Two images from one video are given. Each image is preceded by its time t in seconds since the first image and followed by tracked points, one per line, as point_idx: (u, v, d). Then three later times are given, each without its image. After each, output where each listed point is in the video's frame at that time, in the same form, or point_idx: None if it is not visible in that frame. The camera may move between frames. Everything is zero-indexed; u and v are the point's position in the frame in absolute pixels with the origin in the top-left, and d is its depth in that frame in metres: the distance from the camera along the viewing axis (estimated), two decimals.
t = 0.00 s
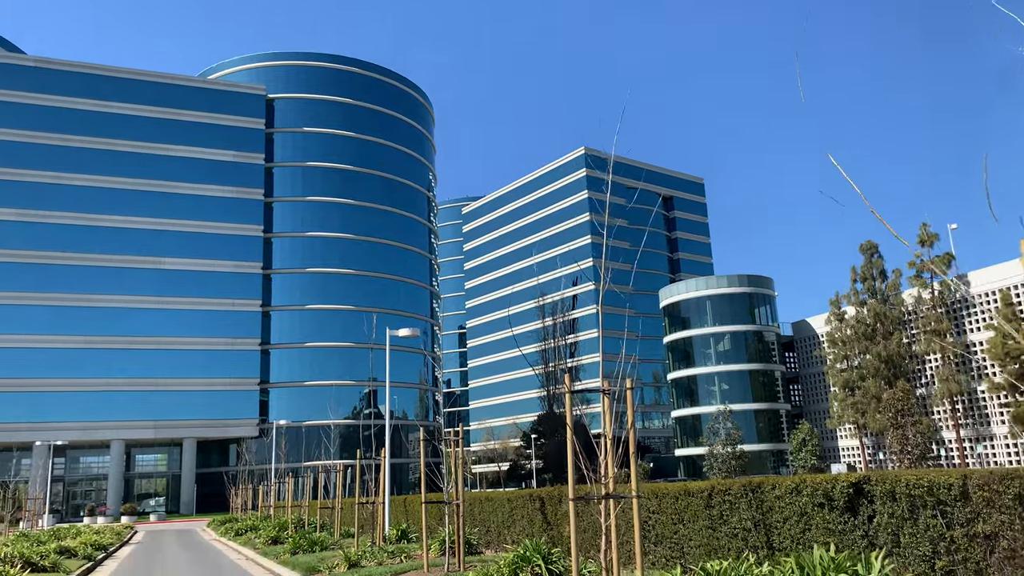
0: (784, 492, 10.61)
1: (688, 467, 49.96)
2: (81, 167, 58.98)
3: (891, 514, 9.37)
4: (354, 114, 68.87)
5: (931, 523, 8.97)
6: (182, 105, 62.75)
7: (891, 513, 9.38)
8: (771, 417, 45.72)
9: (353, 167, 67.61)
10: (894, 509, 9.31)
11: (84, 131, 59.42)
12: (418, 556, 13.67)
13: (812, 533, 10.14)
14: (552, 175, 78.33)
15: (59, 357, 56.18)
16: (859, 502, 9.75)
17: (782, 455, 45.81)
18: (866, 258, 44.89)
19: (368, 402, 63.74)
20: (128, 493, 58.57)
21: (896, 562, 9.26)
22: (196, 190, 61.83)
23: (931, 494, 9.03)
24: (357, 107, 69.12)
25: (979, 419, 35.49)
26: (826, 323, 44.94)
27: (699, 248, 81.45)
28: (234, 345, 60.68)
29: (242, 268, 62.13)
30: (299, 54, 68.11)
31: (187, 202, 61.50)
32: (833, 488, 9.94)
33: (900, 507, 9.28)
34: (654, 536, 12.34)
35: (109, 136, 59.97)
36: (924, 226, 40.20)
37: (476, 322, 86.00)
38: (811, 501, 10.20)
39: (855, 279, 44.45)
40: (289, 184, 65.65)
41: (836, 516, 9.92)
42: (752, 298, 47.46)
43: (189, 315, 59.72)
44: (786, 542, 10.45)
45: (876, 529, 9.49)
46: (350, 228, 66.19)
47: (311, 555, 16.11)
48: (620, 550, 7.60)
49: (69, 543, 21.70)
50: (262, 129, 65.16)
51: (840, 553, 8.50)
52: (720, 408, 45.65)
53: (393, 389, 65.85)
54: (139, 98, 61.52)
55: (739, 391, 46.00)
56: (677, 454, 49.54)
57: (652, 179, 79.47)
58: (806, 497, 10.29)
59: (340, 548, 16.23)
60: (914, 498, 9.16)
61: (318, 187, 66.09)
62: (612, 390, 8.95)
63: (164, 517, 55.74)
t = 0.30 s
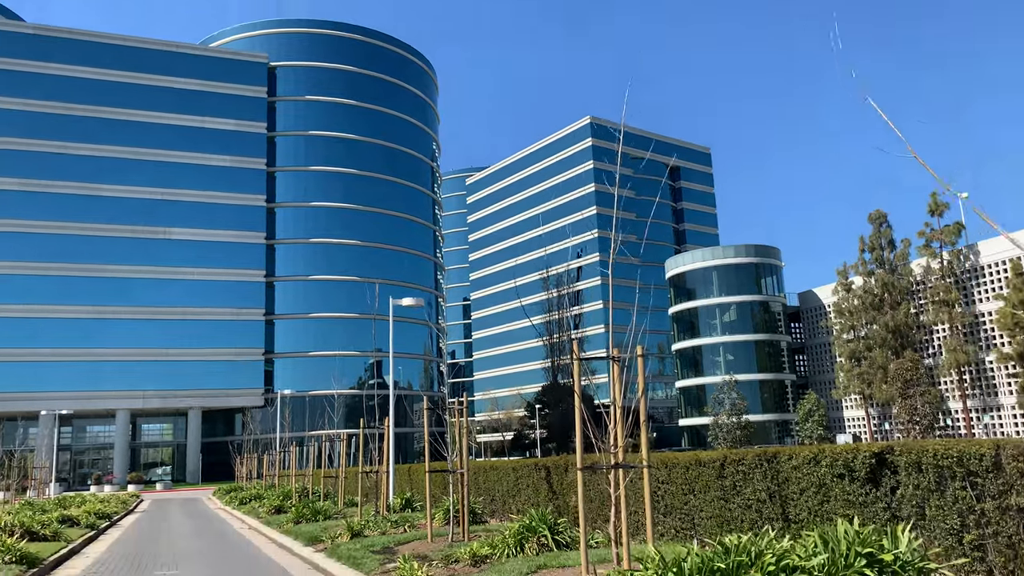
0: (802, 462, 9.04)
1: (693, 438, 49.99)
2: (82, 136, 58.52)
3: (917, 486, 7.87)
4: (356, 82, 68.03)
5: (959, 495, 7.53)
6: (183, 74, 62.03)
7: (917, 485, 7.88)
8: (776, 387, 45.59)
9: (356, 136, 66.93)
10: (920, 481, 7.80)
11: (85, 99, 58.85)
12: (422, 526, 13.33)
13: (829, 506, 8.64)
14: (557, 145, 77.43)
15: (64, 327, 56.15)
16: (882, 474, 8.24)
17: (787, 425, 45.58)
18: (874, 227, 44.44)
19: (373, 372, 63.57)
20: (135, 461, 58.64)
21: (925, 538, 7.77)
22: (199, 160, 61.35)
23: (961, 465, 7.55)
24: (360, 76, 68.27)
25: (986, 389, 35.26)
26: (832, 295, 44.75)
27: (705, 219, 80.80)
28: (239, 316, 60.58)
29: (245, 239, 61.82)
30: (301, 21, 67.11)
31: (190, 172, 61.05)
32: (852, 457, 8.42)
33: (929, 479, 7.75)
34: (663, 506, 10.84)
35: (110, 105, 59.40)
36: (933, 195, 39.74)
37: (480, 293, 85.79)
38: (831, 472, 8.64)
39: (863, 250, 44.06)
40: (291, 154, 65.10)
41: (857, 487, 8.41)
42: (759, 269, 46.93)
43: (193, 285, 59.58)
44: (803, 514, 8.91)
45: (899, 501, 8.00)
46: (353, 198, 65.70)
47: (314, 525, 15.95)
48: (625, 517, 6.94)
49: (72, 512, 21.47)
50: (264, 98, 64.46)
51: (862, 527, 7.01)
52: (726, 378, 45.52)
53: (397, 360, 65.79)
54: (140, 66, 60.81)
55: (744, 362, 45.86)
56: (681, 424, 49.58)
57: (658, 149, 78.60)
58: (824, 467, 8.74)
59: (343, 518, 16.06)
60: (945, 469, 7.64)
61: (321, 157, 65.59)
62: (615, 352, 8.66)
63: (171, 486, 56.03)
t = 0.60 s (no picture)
0: (824, 438, 8.59)
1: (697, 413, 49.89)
2: (82, 110, 57.99)
3: (948, 465, 7.33)
4: (358, 55, 67.18)
5: (995, 474, 6.91)
6: (182, 46, 61.28)
7: (949, 463, 7.33)
8: (781, 362, 45.36)
9: (358, 110, 66.22)
10: (953, 460, 7.25)
11: (84, 72, 58.23)
12: (426, 502, 13.04)
13: (854, 485, 8.19)
14: (562, 118, 76.57)
15: (67, 302, 56.00)
16: (910, 451, 7.72)
17: (792, 401, 45.54)
18: (882, 201, 43.95)
19: (376, 348, 63.41)
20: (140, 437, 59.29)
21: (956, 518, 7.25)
22: (199, 134, 60.80)
23: (997, 442, 6.90)
24: (362, 49, 67.44)
25: (994, 364, 34.95)
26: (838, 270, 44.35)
27: (709, 194, 80.09)
28: (241, 291, 60.36)
29: (247, 214, 61.42)
30: None
31: (191, 146, 60.53)
32: (877, 433, 7.92)
33: (962, 457, 7.20)
34: (676, 484, 10.51)
35: (110, 78, 58.77)
36: (942, 168, 39.21)
37: (484, 268, 85.46)
38: (855, 449, 8.17)
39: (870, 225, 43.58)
40: (293, 128, 64.48)
41: (883, 466, 7.93)
42: (766, 244, 46.44)
43: (195, 260, 59.30)
44: (824, 494, 8.49)
45: (929, 480, 7.48)
46: (355, 173, 65.17)
47: (317, 501, 15.75)
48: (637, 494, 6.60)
49: (73, 487, 21.25)
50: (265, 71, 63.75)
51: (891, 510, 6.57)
52: (731, 354, 45.33)
53: (401, 336, 65.62)
54: (139, 39, 60.08)
55: (748, 337, 45.68)
56: (686, 399, 49.50)
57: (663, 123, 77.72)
58: (849, 444, 8.26)
59: (346, 493, 15.86)
60: (976, 447, 7.08)
61: (323, 132, 64.98)
62: (629, 322, 8.01)
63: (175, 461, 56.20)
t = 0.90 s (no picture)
0: (852, 428, 8.19)
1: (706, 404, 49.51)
2: (85, 100, 57.72)
3: (991, 456, 6.98)
4: (362, 44, 66.74)
5: None
6: (186, 35, 60.95)
7: (992, 454, 6.97)
8: (789, 352, 44.94)
9: (362, 99, 65.80)
10: (995, 451, 6.92)
11: (88, 62, 57.98)
12: (433, 494, 12.70)
13: (885, 476, 7.81)
14: (567, 108, 76.04)
15: (71, 293, 55.85)
16: (946, 442, 7.35)
17: (800, 391, 45.27)
18: (892, 189, 43.42)
19: (382, 338, 63.17)
20: (146, 428, 59.20)
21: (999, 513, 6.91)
22: (204, 124, 60.52)
23: None
24: (366, 37, 66.94)
25: (1005, 354, 34.55)
26: (847, 259, 43.91)
27: (716, 183, 79.51)
28: (246, 282, 60.15)
29: (252, 204, 61.15)
30: None
31: (195, 136, 60.25)
32: (911, 422, 7.55)
33: (1008, 448, 6.83)
34: (693, 475, 10.20)
35: (113, 68, 58.52)
36: (954, 155, 38.67)
37: (490, 258, 85.18)
38: (887, 440, 7.77)
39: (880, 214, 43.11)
40: (297, 118, 64.13)
41: (917, 457, 7.54)
42: (774, 233, 46.00)
43: (199, 250, 59.10)
44: (853, 486, 8.12)
45: (967, 474, 7.12)
46: (360, 162, 64.81)
47: (323, 492, 15.44)
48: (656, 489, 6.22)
49: (78, 479, 20.86)
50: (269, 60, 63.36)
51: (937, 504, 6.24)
52: (740, 344, 45.00)
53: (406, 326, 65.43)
54: (143, 28, 59.77)
55: (757, 328, 45.29)
56: (693, 390, 49.19)
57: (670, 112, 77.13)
58: (881, 434, 7.85)
59: (352, 485, 15.57)
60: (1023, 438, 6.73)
61: (327, 121, 64.58)
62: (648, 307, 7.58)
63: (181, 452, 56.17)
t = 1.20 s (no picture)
0: (883, 429, 7.82)
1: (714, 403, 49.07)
2: (90, 98, 57.55)
3: None
4: (367, 42, 66.48)
5: None
6: (191, 33, 60.76)
7: None
8: (797, 350, 44.61)
9: (367, 97, 65.56)
10: None
11: (92, 60, 57.81)
12: (440, 495, 12.41)
13: (918, 479, 7.43)
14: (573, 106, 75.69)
15: (76, 292, 55.70)
16: (986, 445, 6.96)
17: (808, 391, 44.96)
18: (902, 186, 43.01)
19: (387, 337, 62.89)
20: (151, 427, 59.00)
21: None
22: (208, 122, 60.36)
23: None
24: (371, 35, 66.70)
25: (1018, 353, 34.14)
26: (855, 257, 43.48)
27: (723, 181, 79.04)
28: (252, 280, 59.94)
29: (257, 202, 60.94)
30: None
31: (199, 134, 60.06)
32: (947, 422, 7.18)
33: None
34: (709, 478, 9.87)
35: (118, 66, 58.35)
36: (964, 151, 38.24)
37: (495, 257, 84.91)
38: (921, 442, 7.40)
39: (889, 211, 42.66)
40: (302, 116, 63.90)
41: (954, 459, 7.15)
42: (782, 230, 45.68)
43: (204, 249, 58.90)
44: (883, 490, 7.76)
45: (1009, 478, 6.73)
46: (365, 161, 64.56)
47: (326, 493, 15.12)
48: (676, 495, 5.81)
49: (79, 479, 20.43)
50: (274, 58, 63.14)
51: (983, 512, 5.85)
52: (749, 342, 44.50)
53: (411, 325, 65.19)
54: (148, 26, 59.59)
55: (766, 326, 44.85)
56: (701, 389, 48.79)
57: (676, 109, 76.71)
58: (913, 436, 7.47)
59: (356, 485, 15.26)
60: None
61: (332, 119, 64.34)
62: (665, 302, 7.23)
63: (185, 451, 56.00)
